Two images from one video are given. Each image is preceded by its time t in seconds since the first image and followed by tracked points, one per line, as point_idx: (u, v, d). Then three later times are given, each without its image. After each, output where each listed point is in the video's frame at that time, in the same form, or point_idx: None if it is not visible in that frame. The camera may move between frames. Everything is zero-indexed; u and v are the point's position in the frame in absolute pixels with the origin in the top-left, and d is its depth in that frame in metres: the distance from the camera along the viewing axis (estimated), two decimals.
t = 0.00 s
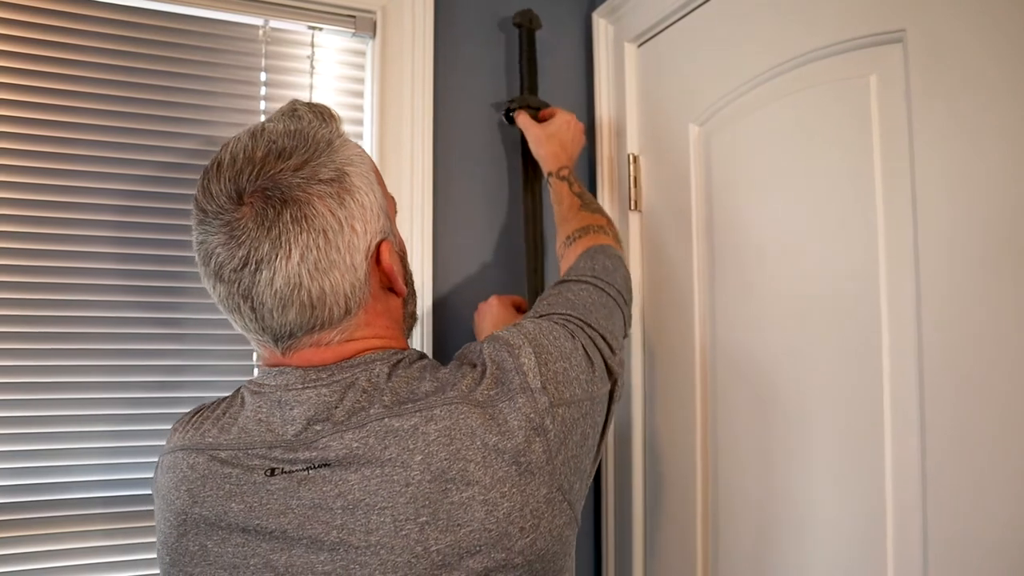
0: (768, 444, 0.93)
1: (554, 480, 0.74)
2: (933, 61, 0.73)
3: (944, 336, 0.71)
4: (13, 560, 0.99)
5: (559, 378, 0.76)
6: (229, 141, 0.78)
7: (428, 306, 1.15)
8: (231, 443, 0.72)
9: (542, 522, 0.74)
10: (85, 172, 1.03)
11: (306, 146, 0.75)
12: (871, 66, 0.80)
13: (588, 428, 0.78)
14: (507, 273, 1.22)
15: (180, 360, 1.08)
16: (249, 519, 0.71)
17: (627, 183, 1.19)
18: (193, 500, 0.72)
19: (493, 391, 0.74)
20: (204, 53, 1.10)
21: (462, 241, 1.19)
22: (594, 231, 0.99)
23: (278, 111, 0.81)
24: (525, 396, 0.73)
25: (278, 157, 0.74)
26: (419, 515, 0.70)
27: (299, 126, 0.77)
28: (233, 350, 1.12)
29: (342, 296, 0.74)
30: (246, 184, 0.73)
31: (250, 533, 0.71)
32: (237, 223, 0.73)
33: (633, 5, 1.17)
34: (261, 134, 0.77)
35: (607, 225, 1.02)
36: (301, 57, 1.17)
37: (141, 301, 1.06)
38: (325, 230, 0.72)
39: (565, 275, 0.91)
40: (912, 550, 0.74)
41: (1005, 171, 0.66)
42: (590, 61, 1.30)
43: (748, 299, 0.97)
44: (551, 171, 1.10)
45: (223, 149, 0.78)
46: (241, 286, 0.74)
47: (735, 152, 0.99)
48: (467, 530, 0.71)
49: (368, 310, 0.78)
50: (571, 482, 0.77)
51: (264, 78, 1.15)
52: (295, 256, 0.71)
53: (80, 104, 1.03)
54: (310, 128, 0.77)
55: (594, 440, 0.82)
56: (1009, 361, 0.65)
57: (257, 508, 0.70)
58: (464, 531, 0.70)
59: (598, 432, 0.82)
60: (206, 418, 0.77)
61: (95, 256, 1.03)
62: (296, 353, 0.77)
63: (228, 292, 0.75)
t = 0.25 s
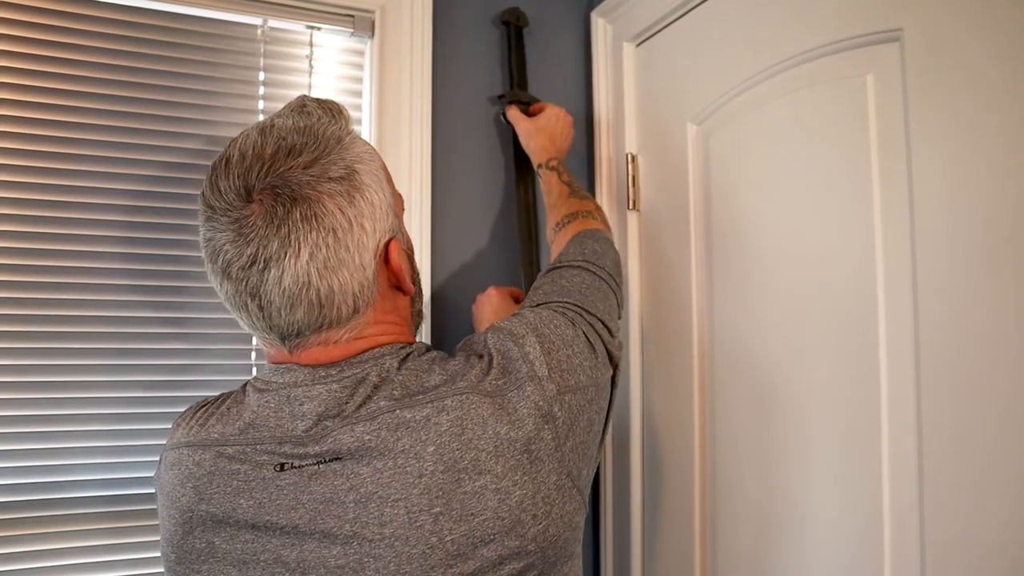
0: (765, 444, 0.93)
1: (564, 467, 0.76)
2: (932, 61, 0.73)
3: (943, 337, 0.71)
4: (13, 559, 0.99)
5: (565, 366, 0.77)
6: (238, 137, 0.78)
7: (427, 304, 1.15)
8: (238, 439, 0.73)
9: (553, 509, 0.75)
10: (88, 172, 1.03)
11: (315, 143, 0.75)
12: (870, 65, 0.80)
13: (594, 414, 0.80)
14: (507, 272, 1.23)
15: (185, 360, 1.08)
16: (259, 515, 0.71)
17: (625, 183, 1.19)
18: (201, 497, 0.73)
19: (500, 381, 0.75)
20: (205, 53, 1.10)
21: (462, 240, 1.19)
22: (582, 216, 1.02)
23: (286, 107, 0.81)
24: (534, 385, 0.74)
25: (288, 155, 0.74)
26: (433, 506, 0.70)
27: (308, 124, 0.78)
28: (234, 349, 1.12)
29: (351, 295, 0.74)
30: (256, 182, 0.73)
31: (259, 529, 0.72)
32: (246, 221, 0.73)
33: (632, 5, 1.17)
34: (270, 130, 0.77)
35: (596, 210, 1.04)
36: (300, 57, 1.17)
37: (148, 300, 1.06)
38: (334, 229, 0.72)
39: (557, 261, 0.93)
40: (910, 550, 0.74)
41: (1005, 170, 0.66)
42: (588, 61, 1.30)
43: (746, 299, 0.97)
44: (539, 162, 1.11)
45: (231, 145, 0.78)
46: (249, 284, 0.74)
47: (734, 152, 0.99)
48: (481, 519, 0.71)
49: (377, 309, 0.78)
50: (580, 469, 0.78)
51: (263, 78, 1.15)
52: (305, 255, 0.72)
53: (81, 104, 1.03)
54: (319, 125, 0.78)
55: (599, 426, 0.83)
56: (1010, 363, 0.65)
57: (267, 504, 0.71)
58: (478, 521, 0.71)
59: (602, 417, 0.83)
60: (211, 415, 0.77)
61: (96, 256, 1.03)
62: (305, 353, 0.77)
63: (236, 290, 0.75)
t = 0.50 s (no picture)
0: (764, 444, 0.93)
1: (573, 460, 0.77)
2: (932, 61, 0.73)
3: (943, 337, 0.71)
4: (13, 559, 0.99)
5: (572, 361, 0.78)
6: (246, 136, 0.78)
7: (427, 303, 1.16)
8: (246, 438, 0.72)
9: (563, 502, 0.76)
10: (87, 172, 1.03)
11: (325, 142, 0.76)
12: (869, 65, 0.80)
13: (600, 407, 0.81)
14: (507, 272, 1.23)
15: (185, 360, 1.08)
16: (269, 513, 0.71)
17: (624, 183, 1.19)
18: (209, 496, 0.73)
19: (509, 377, 0.76)
20: (204, 53, 1.10)
21: (462, 240, 1.20)
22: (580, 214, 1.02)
23: (294, 105, 0.81)
24: (543, 380, 0.75)
25: (298, 153, 0.74)
26: (446, 502, 0.71)
27: (317, 123, 0.78)
28: (233, 349, 1.12)
29: (360, 295, 0.74)
30: (266, 181, 0.73)
31: (268, 527, 0.72)
32: (256, 220, 0.73)
33: (632, 5, 1.16)
34: (280, 129, 0.77)
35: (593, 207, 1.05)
36: (299, 57, 1.17)
37: (149, 301, 1.06)
38: (345, 229, 0.72)
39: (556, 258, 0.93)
40: (909, 550, 0.74)
41: (1005, 171, 0.66)
42: (588, 61, 1.30)
43: (745, 299, 0.97)
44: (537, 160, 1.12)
45: (239, 144, 0.78)
46: (258, 284, 0.73)
47: (733, 152, 0.99)
48: (493, 513, 0.72)
49: (386, 308, 0.78)
50: (587, 462, 0.79)
51: (263, 78, 1.15)
52: (315, 255, 0.72)
53: (80, 104, 1.03)
54: (328, 124, 0.78)
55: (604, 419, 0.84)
56: (1009, 364, 0.65)
57: (277, 502, 0.71)
58: (490, 515, 0.72)
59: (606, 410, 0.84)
60: (216, 413, 0.76)
61: (95, 256, 1.03)
62: (314, 352, 0.77)
63: (244, 290, 0.75)
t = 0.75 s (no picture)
0: (765, 444, 0.93)
1: (581, 459, 0.77)
2: (932, 61, 0.73)
3: (943, 335, 0.71)
4: (12, 561, 0.98)
5: (578, 359, 0.78)
6: (256, 136, 0.78)
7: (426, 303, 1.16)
8: (255, 441, 0.73)
9: (571, 501, 0.77)
10: (81, 172, 1.03)
11: (336, 144, 0.76)
12: (869, 66, 0.80)
13: (605, 405, 0.81)
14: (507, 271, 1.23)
15: (186, 360, 1.08)
16: (279, 517, 0.72)
17: (624, 183, 1.19)
18: (218, 499, 0.72)
19: (516, 377, 0.76)
20: (203, 53, 1.10)
21: (462, 240, 1.20)
22: (572, 211, 1.03)
23: (303, 106, 0.81)
24: (549, 380, 0.75)
25: (309, 155, 0.75)
26: (457, 503, 0.71)
27: (328, 124, 0.78)
28: (233, 349, 1.11)
29: (370, 297, 0.75)
30: (277, 181, 0.73)
31: (279, 530, 0.72)
32: (267, 222, 0.73)
33: (632, 5, 1.17)
34: (290, 130, 0.77)
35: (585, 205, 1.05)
36: (300, 57, 1.17)
37: (144, 302, 1.05)
38: (356, 230, 0.73)
39: (553, 255, 0.93)
40: (909, 549, 0.75)
41: (1005, 170, 0.66)
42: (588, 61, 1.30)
43: (745, 299, 0.97)
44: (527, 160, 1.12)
45: (249, 144, 0.78)
46: (268, 286, 0.74)
47: (733, 152, 0.99)
48: (503, 514, 0.72)
49: (394, 310, 0.79)
50: (594, 460, 0.80)
51: (263, 78, 1.15)
52: (326, 256, 0.72)
53: (79, 104, 1.03)
54: (338, 125, 0.78)
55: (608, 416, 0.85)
56: (1008, 363, 0.65)
57: (288, 505, 0.71)
58: (501, 516, 0.72)
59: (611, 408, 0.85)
60: (223, 415, 0.76)
61: (93, 256, 1.03)
62: (322, 354, 0.77)
63: (254, 291, 0.75)
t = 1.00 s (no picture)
0: (764, 444, 0.93)
1: (584, 460, 0.77)
2: (932, 61, 0.73)
3: (943, 335, 0.71)
4: (12, 562, 0.98)
5: (578, 359, 0.78)
6: (251, 141, 0.78)
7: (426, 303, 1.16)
8: (257, 447, 0.73)
9: (575, 504, 0.77)
10: (77, 172, 1.02)
11: (332, 146, 0.76)
12: (869, 67, 0.80)
13: (607, 406, 0.81)
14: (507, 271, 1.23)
15: (186, 361, 1.08)
16: (282, 523, 0.71)
17: (624, 183, 1.19)
18: (221, 507, 0.73)
19: (517, 380, 0.76)
20: (201, 53, 1.10)
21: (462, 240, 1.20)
22: (568, 209, 1.02)
23: (297, 108, 0.81)
24: (551, 382, 0.76)
25: (305, 157, 0.75)
26: (461, 508, 0.71)
27: (323, 126, 0.78)
28: (233, 350, 1.11)
29: (369, 299, 0.75)
30: (273, 185, 0.73)
31: (282, 536, 0.72)
32: (264, 226, 0.73)
33: (632, 5, 1.17)
34: (285, 133, 0.77)
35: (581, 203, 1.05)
36: (300, 58, 1.17)
37: (134, 304, 1.05)
38: (354, 232, 0.73)
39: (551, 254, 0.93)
40: (909, 550, 0.75)
41: (1006, 170, 0.66)
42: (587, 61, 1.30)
43: (745, 299, 0.97)
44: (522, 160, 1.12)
45: (244, 149, 0.78)
46: (267, 289, 0.74)
47: (733, 152, 0.99)
48: (507, 518, 0.72)
49: (393, 312, 0.79)
50: (596, 461, 0.80)
51: (263, 78, 1.14)
52: (325, 259, 0.72)
53: (78, 104, 1.03)
54: (334, 127, 0.78)
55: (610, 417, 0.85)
56: (1006, 365, 0.65)
57: (290, 512, 0.71)
58: (505, 520, 0.72)
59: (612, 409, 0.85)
60: (224, 423, 0.77)
61: (92, 257, 1.03)
62: (322, 358, 0.77)
63: (253, 296, 0.75)
